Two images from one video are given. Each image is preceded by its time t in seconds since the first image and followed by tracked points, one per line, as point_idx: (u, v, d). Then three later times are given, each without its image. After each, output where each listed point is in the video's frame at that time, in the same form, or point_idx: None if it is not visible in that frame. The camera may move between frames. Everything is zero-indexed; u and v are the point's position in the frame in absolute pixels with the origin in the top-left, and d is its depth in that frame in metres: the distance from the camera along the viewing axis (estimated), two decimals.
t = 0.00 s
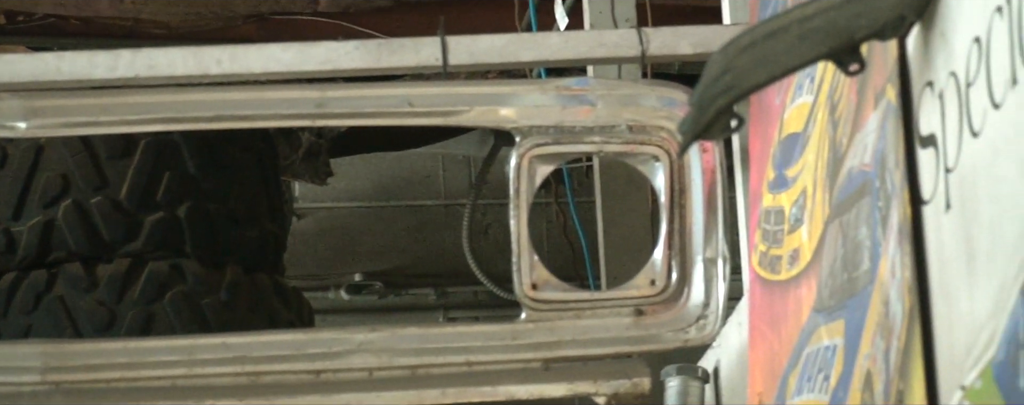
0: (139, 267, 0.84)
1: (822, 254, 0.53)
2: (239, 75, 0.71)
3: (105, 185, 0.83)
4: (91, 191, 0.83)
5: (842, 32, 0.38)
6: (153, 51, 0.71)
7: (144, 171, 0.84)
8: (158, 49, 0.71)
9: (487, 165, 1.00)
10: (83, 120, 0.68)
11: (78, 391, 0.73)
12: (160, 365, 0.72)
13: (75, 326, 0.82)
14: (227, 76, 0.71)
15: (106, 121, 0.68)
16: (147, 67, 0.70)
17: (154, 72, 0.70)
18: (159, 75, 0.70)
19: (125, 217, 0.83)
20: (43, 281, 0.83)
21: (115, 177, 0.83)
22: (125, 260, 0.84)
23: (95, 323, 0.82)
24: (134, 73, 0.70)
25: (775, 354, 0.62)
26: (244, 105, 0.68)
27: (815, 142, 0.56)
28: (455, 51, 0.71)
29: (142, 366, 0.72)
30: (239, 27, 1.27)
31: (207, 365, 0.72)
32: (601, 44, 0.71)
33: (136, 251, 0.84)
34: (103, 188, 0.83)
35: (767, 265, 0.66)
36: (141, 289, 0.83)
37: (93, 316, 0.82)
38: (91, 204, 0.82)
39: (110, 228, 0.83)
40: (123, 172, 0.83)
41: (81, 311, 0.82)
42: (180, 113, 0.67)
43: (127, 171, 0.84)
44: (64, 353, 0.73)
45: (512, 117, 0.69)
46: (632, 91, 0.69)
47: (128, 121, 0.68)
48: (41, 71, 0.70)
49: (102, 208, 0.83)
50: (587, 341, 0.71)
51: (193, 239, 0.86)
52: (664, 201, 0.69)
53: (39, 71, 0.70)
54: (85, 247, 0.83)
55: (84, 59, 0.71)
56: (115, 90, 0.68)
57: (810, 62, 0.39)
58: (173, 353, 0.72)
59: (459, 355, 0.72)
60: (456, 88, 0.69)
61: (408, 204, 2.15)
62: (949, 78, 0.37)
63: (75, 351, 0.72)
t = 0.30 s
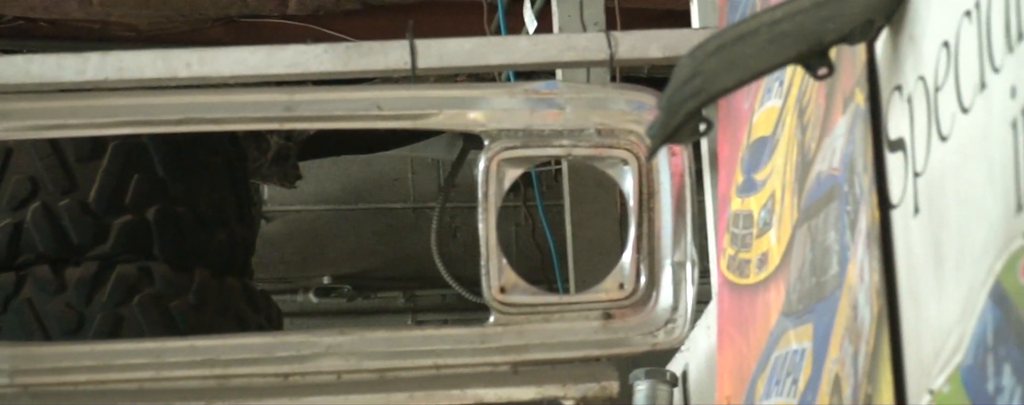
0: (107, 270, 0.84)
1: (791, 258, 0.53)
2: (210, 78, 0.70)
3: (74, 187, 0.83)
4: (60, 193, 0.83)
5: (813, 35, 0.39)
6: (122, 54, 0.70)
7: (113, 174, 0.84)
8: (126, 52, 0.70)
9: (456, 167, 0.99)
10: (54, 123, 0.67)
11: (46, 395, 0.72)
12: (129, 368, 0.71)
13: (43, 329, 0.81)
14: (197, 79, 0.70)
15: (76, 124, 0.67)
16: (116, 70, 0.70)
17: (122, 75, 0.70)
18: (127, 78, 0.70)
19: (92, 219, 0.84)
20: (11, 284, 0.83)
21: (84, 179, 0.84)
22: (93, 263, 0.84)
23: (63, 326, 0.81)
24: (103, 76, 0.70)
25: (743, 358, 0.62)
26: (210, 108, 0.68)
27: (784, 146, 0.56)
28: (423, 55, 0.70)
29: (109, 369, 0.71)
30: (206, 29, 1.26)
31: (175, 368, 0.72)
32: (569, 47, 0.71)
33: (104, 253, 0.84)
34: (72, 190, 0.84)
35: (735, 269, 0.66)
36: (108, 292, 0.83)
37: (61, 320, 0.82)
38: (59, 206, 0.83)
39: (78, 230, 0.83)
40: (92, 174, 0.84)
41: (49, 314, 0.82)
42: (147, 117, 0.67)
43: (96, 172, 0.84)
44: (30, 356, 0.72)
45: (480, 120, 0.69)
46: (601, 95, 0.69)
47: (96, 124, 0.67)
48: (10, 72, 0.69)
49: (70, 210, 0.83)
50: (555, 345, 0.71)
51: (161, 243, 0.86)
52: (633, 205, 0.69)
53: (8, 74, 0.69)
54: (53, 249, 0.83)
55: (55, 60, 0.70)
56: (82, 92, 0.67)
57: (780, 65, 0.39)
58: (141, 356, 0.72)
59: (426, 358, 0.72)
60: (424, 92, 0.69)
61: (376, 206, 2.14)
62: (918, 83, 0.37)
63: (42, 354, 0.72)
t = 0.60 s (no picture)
0: (76, 271, 0.89)
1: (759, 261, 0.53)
2: (179, 81, 0.69)
3: (43, 190, 0.87)
4: (30, 196, 0.87)
5: (783, 37, 0.38)
6: (90, 56, 0.69)
7: (81, 176, 0.88)
8: (96, 54, 0.69)
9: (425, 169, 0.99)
10: (23, 125, 0.68)
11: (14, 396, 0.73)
12: (97, 370, 0.72)
13: (12, 330, 0.87)
14: (166, 82, 0.69)
15: (45, 126, 0.68)
16: (85, 72, 0.68)
17: (91, 77, 0.68)
18: (95, 80, 0.68)
19: (62, 221, 0.88)
20: None
21: (53, 181, 0.88)
22: (61, 266, 0.89)
23: (32, 328, 0.87)
24: (72, 78, 0.68)
25: (711, 361, 0.63)
26: (179, 112, 0.68)
27: (753, 149, 0.56)
28: (392, 58, 0.70)
29: (79, 370, 0.72)
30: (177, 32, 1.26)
31: (146, 370, 0.72)
32: (538, 50, 0.71)
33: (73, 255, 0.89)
34: (42, 193, 0.88)
35: (703, 272, 0.67)
36: (77, 294, 0.88)
37: (31, 321, 0.87)
38: (29, 208, 0.87)
39: (47, 232, 0.88)
40: (61, 176, 0.88)
41: (18, 316, 0.87)
42: (115, 118, 0.67)
43: (64, 175, 0.88)
44: None
45: (449, 123, 0.69)
46: (571, 97, 0.69)
47: (65, 125, 0.68)
48: None
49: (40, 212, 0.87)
50: (523, 347, 0.71)
51: (128, 245, 0.90)
52: (601, 208, 0.69)
53: None
54: (23, 252, 0.88)
55: (22, 62, 0.68)
56: (52, 96, 0.68)
57: (750, 68, 0.39)
58: (109, 358, 0.72)
59: (394, 360, 0.72)
60: (392, 95, 0.68)
61: (344, 208, 2.14)
62: (887, 86, 0.37)
63: (13, 355, 0.72)
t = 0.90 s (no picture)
0: (42, 273, 0.91)
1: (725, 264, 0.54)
2: (146, 83, 0.68)
3: (10, 192, 0.90)
4: None
5: (749, 41, 0.38)
6: (57, 58, 0.68)
7: (48, 177, 0.91)
8: (62, 56, 0.68)
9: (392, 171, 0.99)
10: None
11: None
12: (63, 373, 0.72)
13: None
14: (133, 84, 0.68)
15: (10, 128, 0.67)
16: (51, 75, 0.68)
17: (58, 80, 0.68)
18: (62, 83, 0.68)
19: (28, 224, 0.90)
20: None
21: (20, 183, 0.91)
22: (29, 268, 0.91)
23: None
24: (38, 81, 0.68)
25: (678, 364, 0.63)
26: (145, 114, 0.67)
27: (719, 152, 0.57)
28: (359, 60, 0.69)
29: (46, 373, 0.72)
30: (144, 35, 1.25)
31: (111, 372, 0.72)
32: (505, 54, 0.71)
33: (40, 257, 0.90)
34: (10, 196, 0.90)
35: (669, 275, 0.67)
36: (44, 296, 0.89)
37: None
38: None
39: (14, 235, 0.90)
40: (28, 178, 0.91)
41: None
42: (83, 121, 0.67)
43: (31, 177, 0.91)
44: None
45: (415, 125, 0.69)
46: (537, 101, 0.68)
47: (31, 128, 0.67)
48: None
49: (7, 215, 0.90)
50: (490, 351, 0.71)
51: (95, 247, 0.92)
52: (568, 211, 0.69)
53: None
54: None
55: None
56: (18, 98, 0.67)
57: (716, 71, 0.39)
58: (75, 361, 0.72)
59: (359, 363, 0.72)
60: (359, 98, 0.68)
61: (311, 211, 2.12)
62: (853, 89, 0.37)
63: None
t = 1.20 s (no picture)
0: (11, 275, 0.88)
1: (694, 268, 0.54)
2: (113, 85, 0.68)
3: None
4: None
5: (717, 44, 0.38)
6: (26, 59, 0.68)
7: (17, 178, 0.91)
8: (31, 58, 0.67)
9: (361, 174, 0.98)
10: None
11: None
12: (30, 375, 0.71)
13: None
14: (100, 87, 0.68)
15: None
16: (20, 77, 0.67)
17: (27, 82, 0.67)
18: (31, 85, 0.67)
19: None
20: None
21: None
22: None
23: None
24: (6, 82, 0.68)
25: (647, 368, 0.63)
26: (112, 116, 0.66)
27: (688, 155, 0.57)
28: (328, 63, 0.69)
29: (12, 375, 0.71)
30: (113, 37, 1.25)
31: (78, 374, 0.71)
32: (474, 56, 0.70)
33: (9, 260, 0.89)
34: None
35: (638, 278, 0.67)
36: (13, 297, 0.85)
37: None
38: None
39: None
40: None
41: None
42: (52, 123, 0.66)
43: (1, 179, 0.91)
44: None
45: (384, 128, 0.68)
46: (506, 103, 0.68)
47: None
48: None
49: None
50: (458, 353, 0.71)
51: (64, 247, 0.92)
52: (537, 214, 0.69)
53: None
54: None
55: None
56: None
57: (685, 74, 0.39)
58: (42, 363, 0.71)
59: (329, 365, 0.71)
60: (328, 99, 0.67)
61: (280, 213, 2.11)
62: (821, 93, 0.38)
63: None
